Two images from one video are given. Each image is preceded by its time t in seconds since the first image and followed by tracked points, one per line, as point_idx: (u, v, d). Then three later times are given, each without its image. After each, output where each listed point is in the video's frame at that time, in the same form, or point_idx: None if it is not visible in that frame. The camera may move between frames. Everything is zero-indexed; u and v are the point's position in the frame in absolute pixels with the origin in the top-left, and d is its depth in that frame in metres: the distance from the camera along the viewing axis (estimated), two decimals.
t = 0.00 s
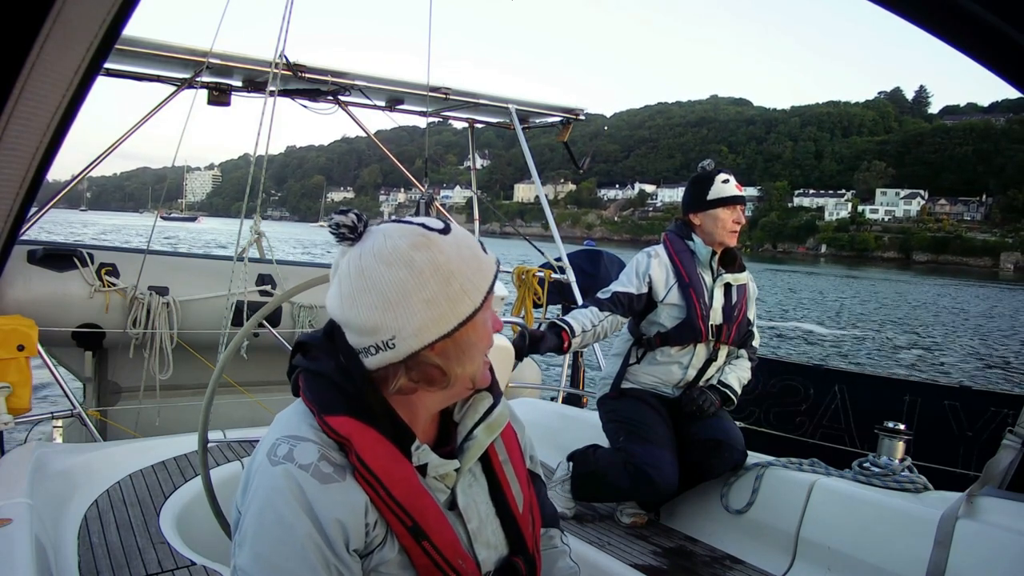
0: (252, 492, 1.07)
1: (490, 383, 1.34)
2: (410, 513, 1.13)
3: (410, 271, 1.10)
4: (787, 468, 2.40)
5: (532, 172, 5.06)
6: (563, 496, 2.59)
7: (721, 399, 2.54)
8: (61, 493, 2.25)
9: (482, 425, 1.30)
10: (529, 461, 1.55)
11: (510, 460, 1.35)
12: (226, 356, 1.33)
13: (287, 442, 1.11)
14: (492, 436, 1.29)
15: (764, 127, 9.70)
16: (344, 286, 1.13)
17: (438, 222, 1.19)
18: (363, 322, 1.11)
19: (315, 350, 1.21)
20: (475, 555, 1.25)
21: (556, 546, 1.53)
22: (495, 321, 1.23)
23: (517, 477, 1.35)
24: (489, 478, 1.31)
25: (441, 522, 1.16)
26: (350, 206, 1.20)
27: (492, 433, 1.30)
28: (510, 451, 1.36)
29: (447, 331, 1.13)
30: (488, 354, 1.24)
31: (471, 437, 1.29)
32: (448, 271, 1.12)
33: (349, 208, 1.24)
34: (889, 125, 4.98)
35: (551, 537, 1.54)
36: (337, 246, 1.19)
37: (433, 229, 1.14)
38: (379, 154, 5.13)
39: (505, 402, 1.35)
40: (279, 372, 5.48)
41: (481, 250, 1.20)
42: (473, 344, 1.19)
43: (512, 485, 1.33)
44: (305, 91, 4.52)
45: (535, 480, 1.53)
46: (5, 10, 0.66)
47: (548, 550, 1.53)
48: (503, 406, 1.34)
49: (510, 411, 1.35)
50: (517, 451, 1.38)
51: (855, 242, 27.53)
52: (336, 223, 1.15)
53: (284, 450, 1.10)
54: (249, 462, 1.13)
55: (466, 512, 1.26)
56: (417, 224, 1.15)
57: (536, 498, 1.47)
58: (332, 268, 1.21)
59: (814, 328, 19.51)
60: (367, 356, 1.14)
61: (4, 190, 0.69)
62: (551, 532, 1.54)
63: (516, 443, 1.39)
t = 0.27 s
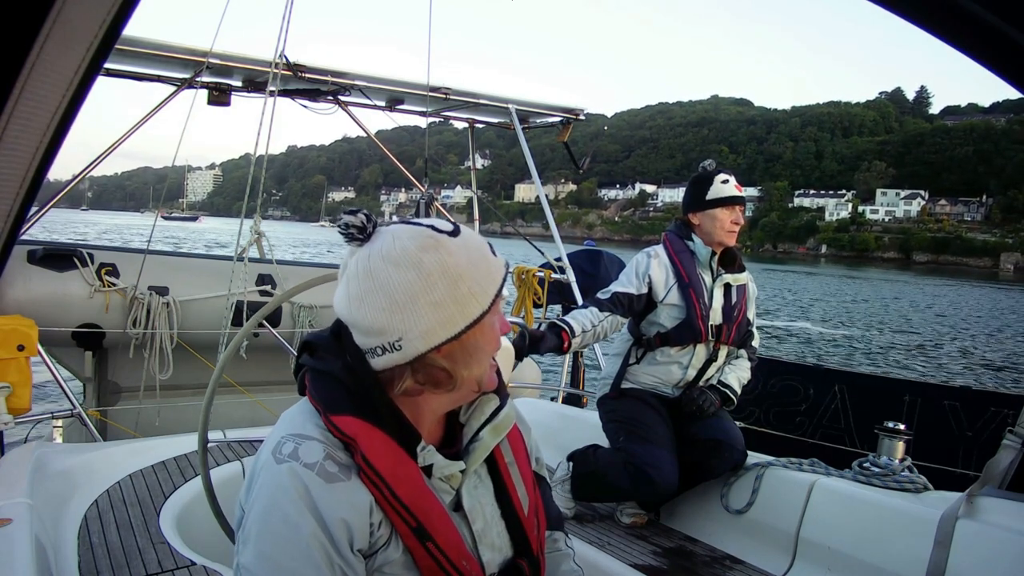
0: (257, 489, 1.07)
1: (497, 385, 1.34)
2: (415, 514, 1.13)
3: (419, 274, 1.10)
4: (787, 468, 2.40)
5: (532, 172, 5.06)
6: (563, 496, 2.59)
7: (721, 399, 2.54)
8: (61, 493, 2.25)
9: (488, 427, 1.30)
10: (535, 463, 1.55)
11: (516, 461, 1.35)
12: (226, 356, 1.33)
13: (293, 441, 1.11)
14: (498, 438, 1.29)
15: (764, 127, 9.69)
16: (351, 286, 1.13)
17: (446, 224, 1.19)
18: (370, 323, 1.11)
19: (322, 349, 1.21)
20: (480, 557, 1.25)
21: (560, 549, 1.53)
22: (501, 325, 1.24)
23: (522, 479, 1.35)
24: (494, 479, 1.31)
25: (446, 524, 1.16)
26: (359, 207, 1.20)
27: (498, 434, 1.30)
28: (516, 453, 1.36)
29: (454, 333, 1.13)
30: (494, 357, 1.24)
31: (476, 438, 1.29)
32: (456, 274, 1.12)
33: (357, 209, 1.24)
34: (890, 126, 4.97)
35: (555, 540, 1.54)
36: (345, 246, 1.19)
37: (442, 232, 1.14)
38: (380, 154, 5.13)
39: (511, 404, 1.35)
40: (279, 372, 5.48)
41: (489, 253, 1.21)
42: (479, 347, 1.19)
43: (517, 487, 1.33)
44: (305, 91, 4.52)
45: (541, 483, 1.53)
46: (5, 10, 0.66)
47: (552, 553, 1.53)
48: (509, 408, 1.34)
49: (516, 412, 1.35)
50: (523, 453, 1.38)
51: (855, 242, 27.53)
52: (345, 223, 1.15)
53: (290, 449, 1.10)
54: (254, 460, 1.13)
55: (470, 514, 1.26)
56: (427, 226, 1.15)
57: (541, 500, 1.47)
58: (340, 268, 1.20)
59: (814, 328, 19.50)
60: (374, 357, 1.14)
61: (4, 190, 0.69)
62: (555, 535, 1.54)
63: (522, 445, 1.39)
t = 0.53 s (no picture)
0: (262, 483, 1.07)
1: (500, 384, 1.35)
2: (420, 509, 1.13)
3: (423, 271, 1.10)
4: (786, 468, 2.40)
5: (532, 173, 5.06)
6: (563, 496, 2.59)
7: (721, 399, 2.54)
8: (61, 493, 2.25)
9: (491, 425, 1.30)
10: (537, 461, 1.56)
11: (519, 459, 1.35)
12: (226, 356, 1.33)
13: (298, 436, 1.11)
14: (501, 436, 1.29)
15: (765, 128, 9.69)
16: (356, 284, 1.13)
17: (451, 224, 1.19)
18: (375, 320, 1.11)
19: (327, 346, 1.21)
20: (483, 552, 1.25)
21: (561, 548, 1.53)
22: (505, 324, 1.23)
23: (525, 477, 1.35)
24: (497, 475, 1.32)
25: (450, 519, 1.16)
26: (364, 206, 1.20)
27: (501, 432, 1.30)
28: (519, 451, 1.36)
29: (459, 331, 1.13)
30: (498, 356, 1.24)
31: (480, 435, 1.30)
32: (461, 272, 1.12)
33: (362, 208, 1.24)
34: (890, 126, 4.98)
35: (557, 539, 1.54)
36: (350, 245, 1.19)
37: (447, 230, 1.15)
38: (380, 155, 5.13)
39: (515, 402, 1.35)
40: (279, 372, 5.49)
41: (493, 252, 1.21)
42: (483, 344, 1.19)
43: (521, 485, 1.33)
44: (305, 91, 4.52)
45: (543, 481, 1.53)
46: (5, 10, 0.66)
47: (553, 552, 1.53)
48: (513, 405, 1.35)
49: (519, 410, 1.35)
50: (526, 451, 1.38)
51: (855, 243, 27.53)
52: (350, 222, 1.16)
53: (295, 443, 1.09)
54: (259, 454, 1.13)
55: (474, 510, 1.26)
56: (431, 224, 1.15)
57: (543, 498, 1.47)
58: (344, 266, 1.21)
59: (814, 328, 19.51)
60: (379, 354, 1.14)
61: (4, 190, 0.70)
62: (557, 534, 1.55)
63: (525, 443, 1.39)
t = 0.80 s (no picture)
0: (265, 479, 1.07)
1: (499, 382, 1.35)
2: (421, 504, 1.13)
3: (426, 269, 1.10)
4: (786, 468, 2.40)
5: (533, 173, 5.06)
6: (563, 496, 2.59)
7: (721, 399, 2.54)
8: (61, 493, 2.25)
9: (491, 422, 1.31)
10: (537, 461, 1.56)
11: (519, 457, 1.35)
12: (226, 355, 1.33)
13: (300, 432, 1.11)
14: (501, 433, 1.30)
15: (765, 129, 9.69)
16: (359, 282, 1.13)
17: (453, 223, 1.19)
18: (378, 318, 1.11)
19: (329, 344, 1.21)
20: (483, 549, 1.25)
21: (561, 547, 1.53)
22: (505, 322, 1.23)
23: (525, 474, 1.35)
24: (497, 472, 1.32)
25: (451, 515, 1.16)
26: (366, 206, 1.20)
27: (501, 430, 1.31)
28: (519, 448, 1.36)
29: (461, 328, 1.13)
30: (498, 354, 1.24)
31: (480, 433, 1.30)
32: (463, 270, 1.13)
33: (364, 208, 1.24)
34: (891, 127, 4.98)
35: (556, 538, 1.54)
36: (353, 244, 1.19)
37: (449, 229, 1.15)
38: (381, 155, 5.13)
39: (514, 400, 1.36)
40: (279, 372, 5.49)
41: (494, 251, 1.20)
42: (485, 342, 1.19)
43: (520, 482, 1.33)
44: (304, 91, 4.52)
45: (542, 480, 1.54)
46: (5, 9, 0.66)
47: (553, 551, 1.53)
48: (512, 403, 1.35)
49: (519, 408, 1.36)
50: (526, 449, 1.38)
51: (856, 243, 27.52)
52: (353, 222, 1.16)
53: (298, 440, 1.10)
54: (261, 451, 1.13)
55: (474, 506, 1.27)
56: (433, 223, 1.16)
57: (542, 496, 1.47)
58: (346, 266, 1.21)
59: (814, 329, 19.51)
60: (381, 352, 1.14)
61: (5, 189, 0.69)
62: (556, 533, 1.54)
63: (524, 441, 1.39)
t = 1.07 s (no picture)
0: (266, 477, 1.07)
1: (498, 381, 1.35)
2: (421, 501, 1.13)
3: (425, 267, 1.10)
4: (786, 468, 2.40)
5: (533, 174, 5.06)
6: (563, 496, 2.59)
7: (721, 399, 2.54)
8: (61, 493, 2.25)
9: (490, 422, 1.31)
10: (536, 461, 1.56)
11: (518, 456, 1.35)
12: (226, 356, 1.33)
13: (301, 430, 1.11)
14: (500, 432, 1.30)
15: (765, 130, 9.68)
16: (358, 281, 1.14)
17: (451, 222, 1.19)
18: (376, 315, 1.12)
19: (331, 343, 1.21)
20: (483, 547, 1.25)
21: (560, 547, 1.53)
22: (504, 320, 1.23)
23: (525, 473, 1.35)
24: (496, 470, 1.32)
25: (451, 512, 1.16)
26: (367, 206, 1.20)
27: (500, 429, 1.31)
28: (518, 447, 1.36)
29: (460, 325, 1.13)
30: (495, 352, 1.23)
31: (479, 432, 1.30)
32: (461, 267, 1.13)
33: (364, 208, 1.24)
34: (891, 128, 4.98)
35: (556, 538, 1.54)
36: (353, 245, 1.19)
37: (447, 227, 1.15)
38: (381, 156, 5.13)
39: (513, 399, 1.36)
40: (279, 373, 5.48)
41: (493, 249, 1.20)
42: (483, 340, 1.19)
43: (520, 481, 1.33)
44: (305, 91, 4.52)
45: (541, 480, 1.54)
46: (5, 9, 0.66)
47: (552, 551, 1.53)
48: (511, 402, 1.36)
49: (518, 408, 1.36)
50: (526, 448, 1.38)
51: (856, 244, 27.51)
52: (353, 222, 1.16)
53: (298, 437, 1.10)
54: (262, 450, 1.13)
55: (474, 504, 1.27)
56: (432, 222, 1.16)
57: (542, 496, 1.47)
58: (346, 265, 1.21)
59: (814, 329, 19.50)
60: (380, 349, 1.14)
61: (4, 190, 0.69)
62: (556, 533, 1.54)
63: (524, 441, 1.39)
